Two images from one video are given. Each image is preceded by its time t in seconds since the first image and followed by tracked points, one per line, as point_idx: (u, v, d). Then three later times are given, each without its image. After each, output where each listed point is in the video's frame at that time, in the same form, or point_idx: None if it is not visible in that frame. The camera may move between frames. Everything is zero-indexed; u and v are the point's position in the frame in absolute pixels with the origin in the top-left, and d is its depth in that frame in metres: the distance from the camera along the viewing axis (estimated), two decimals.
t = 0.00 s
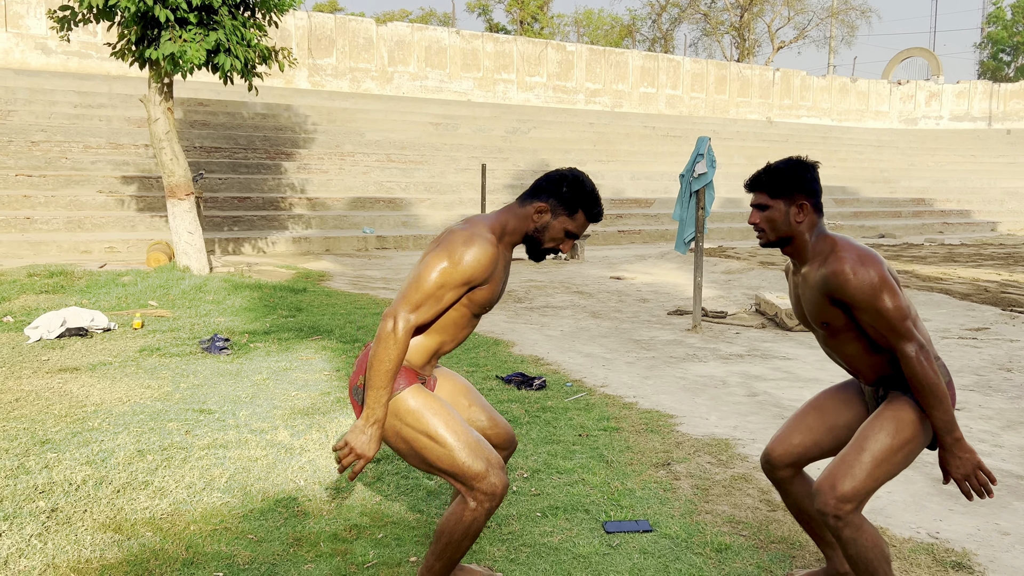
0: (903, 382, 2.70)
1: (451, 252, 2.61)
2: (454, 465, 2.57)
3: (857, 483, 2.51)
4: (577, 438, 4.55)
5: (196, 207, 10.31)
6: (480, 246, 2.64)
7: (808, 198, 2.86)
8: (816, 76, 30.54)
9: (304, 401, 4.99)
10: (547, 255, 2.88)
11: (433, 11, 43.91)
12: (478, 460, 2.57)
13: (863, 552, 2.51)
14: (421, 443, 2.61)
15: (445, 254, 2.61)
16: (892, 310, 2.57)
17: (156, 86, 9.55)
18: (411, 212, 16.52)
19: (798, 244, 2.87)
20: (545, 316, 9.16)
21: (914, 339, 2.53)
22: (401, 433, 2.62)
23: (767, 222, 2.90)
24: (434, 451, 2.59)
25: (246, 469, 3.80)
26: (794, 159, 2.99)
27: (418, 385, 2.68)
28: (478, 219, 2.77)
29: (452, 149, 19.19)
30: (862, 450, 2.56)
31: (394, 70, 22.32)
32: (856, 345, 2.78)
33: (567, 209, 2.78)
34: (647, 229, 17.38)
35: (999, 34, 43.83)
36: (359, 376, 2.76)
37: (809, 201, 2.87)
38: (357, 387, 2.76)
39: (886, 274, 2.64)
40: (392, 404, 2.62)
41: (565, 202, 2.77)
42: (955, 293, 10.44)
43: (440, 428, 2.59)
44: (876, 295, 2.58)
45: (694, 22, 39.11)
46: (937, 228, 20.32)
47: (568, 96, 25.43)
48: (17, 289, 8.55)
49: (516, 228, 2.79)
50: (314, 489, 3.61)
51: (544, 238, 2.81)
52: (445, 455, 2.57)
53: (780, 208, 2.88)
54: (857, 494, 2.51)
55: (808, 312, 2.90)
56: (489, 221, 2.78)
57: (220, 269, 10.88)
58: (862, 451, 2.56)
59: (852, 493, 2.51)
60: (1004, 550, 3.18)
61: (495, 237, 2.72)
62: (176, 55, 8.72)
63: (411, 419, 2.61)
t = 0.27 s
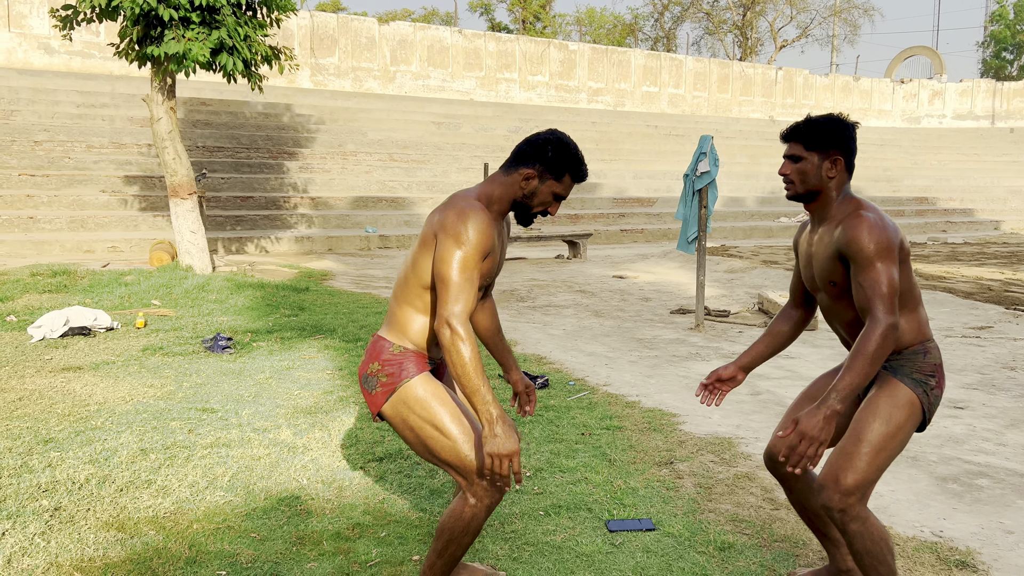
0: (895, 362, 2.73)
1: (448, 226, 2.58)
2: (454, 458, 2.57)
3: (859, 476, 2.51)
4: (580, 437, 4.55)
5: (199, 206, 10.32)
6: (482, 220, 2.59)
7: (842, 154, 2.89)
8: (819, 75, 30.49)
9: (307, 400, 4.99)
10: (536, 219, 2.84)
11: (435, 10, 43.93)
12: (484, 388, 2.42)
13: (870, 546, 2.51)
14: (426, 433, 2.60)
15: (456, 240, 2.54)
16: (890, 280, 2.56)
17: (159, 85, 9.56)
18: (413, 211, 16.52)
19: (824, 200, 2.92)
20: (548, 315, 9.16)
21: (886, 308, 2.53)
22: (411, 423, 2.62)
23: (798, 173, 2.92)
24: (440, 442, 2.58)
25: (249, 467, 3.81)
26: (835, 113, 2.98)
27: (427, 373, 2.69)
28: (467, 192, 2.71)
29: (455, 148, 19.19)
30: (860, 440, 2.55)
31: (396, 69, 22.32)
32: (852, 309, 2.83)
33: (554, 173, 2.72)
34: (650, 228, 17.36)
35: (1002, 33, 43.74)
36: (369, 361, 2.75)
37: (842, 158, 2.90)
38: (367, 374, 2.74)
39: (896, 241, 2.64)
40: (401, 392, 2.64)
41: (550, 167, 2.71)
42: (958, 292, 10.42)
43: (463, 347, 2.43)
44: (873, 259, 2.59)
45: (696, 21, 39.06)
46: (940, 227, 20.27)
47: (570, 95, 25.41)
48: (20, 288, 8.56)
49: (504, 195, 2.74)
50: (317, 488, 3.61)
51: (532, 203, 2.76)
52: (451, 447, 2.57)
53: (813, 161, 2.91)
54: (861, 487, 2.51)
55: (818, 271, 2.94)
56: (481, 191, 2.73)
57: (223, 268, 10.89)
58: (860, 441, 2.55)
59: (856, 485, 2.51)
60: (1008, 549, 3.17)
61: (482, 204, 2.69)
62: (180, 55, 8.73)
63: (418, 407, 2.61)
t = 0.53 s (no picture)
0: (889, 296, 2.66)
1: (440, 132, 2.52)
2: (420, 424, 2.63)
3: (899, 445, 2.52)
4: (581, 438, 4.55)
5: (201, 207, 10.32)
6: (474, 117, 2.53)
7: (872, 83, 2.81)
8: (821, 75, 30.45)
9: (308, 401, 4.99)
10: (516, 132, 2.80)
11: (436, 10, 43.97)
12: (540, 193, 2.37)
13: (913, 518, 2.51)
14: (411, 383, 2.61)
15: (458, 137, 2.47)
16: (894, 193, 2.48)
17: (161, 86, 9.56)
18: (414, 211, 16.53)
19: (855, 130, 2.84)
20: (549, 315, 9.16)
21: (883, 214, 2.44)
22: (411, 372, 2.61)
23: (829, 105, 2.86)
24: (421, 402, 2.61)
25: (251, 469, 3.81)
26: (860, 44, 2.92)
27: (443, 324, 2.66)
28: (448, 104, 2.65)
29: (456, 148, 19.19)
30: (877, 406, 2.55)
31: (398, 70, 22.33)
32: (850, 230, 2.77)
33: (527, 79, 2.68)
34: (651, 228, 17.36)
35: (1003, 32, 43.70)
36: (386, 302, 2.69)
37: (872, 87, 2.82)
38: (383, 314, 2.68)
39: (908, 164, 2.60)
40: (410, 336, 2.61)
41: (524, 71, 2.67)
42: (960, 292, 10.41)
43: (535, 187, 2.36)
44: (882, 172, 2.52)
45: (698, 21, 39.04)
46: (942, 227, 20.25)
47: (572, 95, 25.40)
48: (22, 289, 8.57)
49: (484, 105, 2.69)
50: (319, 489, 3.61)
51: (510, 112, 2.72)
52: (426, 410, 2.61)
53: (843, 92, 2.84)
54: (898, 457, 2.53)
55: (829, 198, 2.89)
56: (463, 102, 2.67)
57: (225, 269, 10.90)
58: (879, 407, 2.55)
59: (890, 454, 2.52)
60: (1010, 550, 3.17)
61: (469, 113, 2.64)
62: (181, 56, 8.73)
63: (422, 358, 2.61)
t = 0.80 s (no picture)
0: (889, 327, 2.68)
1: (449, 175, 2.59)
2: (430, 434, 2.59)
3: (865, 456, 2.51)
4: (582, 439, 4.54)
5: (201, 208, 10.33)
6: (480, 172, 2.60)
7: (820, 123, 2.87)
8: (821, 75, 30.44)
9: (309, 402, 5.00)
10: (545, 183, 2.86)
11: (437, 12, 44.01)
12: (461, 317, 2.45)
13: (881, 529, 2.49)
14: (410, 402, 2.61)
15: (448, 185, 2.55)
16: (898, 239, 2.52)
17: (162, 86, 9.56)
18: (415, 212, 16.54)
19: (812, 170, 2.88)
20: (550, 316, 9.16)
21: (904, 268, 2.50)
22: (398, 390, 2.63)
23: (779, 148, 2.92)
24: (422, 413, 2.60)
25: (252, 470, 3.81)
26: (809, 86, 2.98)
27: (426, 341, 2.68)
28: (474, 149, 2.74)
29: (457, 149, 19.19)
30: (860, 419, 2.55)
31: (398, 71, 22.34)
32: (846, 282, 2.74)
33: (561, 133, 2.76)
34: (652, 229, 17.36)
35: (1003, 32, 43.69)
36: (368, 320, 2.73)
37: (821, 127, 2.87)
38: (364, 330, 2.73)
39: (888, 198, 2.59)
40: (393, 355, 2.63)
41: (558, 126, 2.76)
42: (961, 292, 10.40)
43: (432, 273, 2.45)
44: (873, 216, 2.54)
45: (698, 21, 39.03)
46: (943, 227, 20.24)
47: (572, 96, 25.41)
48: (23, 291, 8.57)
49: (511, 155, 2.76)
50: (319, 490, 3.61)
51: (540, 164, 2.79)
52: (432, 421, 2.58)
53: (793, 134, 2.90)
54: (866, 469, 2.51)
55: (808, 241, 2.87)
56: (486, 152, 2.74)
57: (226, 270, 10.90)
58: (859, 421, 2.55)
59: (861, 465, 2.51)
60: (1011, 550, 3.16)
61: (490, 162, 2.71)
62: (182, 57, 8.74)
63: (412, 374, 2.62)
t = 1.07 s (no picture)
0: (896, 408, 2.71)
1: (454, 269, 2.61)
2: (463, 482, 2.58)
3: (832, 502, 2.56)
4: (583, 439, 4.54)
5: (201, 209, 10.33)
6: (487, 269, 2.61)
7: (814, 221, 2.83)
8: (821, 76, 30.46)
9: (309, 403, 4.99)
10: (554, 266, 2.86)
11: (437, 13, 44.05)
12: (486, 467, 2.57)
13: (844, 565, 2.57)
14: (434, 457, 2.61)
15: (452, 280, 2.58)
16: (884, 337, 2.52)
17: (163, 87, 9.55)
18: (416, 214, 16.54)
19: (801, 266, 2.84)
20: (550, 317, 9.17)
21: (892, 376, 2.50)
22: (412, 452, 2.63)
23: (772, 241, 2.85)
24: (449, 463, 2.60)
25: (252, 471, 3.81)
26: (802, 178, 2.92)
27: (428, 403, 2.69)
28: (478, 238, 2.74)
29: (457, 150, 19.20)
30: (840, 471, 2.59)
31: (398, 72, 22.36)
32: (846, 371, 2.77)
33: (567, 217, 2.74)
34: (652, 230, 17.36)
35: (1002, 32, 43.71)
36: (369, 395, 2.77)
37: (815, 225, 2.83)
38: (367, 406, 2.76)
39: (880, 299, 2.60)
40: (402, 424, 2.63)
41: (563, 211, 2.74)
42: (961, 292, 10.40)
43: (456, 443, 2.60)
44: (865, 322, 2.55)
45: (698, 22, 39.04)
46: (943, 227, 20.25)
47: (572, 97, 25.42)
48: (23, 292, 8.58)
49: (519, 243, 2.77)
50: (319, 491, 3.61)
51: (548, 249, 2.79)
52: (461, 467, 2.58)
53: (786, 229, 2.84)
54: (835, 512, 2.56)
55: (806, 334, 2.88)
56: (489, 238, 2.75)
57: (226, 272, 10.90)
58: (840, 470, 2.60)
59: (828, 511, 2.55)
60: (1012, 551, 3.16)
61: (497, 253, 2.71)
62: (182, 58, 8.75)
63: (423, 433, 2.61)
